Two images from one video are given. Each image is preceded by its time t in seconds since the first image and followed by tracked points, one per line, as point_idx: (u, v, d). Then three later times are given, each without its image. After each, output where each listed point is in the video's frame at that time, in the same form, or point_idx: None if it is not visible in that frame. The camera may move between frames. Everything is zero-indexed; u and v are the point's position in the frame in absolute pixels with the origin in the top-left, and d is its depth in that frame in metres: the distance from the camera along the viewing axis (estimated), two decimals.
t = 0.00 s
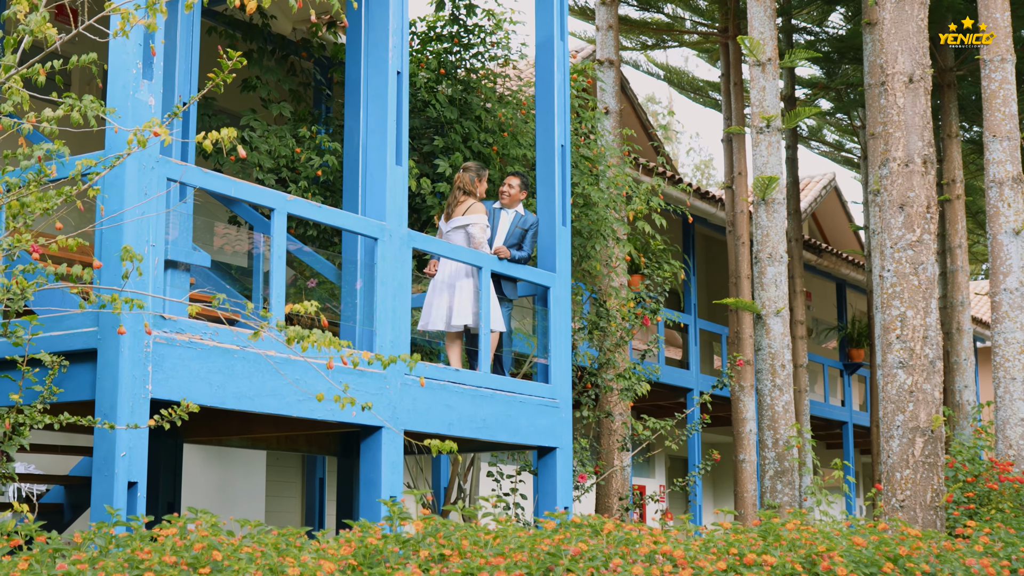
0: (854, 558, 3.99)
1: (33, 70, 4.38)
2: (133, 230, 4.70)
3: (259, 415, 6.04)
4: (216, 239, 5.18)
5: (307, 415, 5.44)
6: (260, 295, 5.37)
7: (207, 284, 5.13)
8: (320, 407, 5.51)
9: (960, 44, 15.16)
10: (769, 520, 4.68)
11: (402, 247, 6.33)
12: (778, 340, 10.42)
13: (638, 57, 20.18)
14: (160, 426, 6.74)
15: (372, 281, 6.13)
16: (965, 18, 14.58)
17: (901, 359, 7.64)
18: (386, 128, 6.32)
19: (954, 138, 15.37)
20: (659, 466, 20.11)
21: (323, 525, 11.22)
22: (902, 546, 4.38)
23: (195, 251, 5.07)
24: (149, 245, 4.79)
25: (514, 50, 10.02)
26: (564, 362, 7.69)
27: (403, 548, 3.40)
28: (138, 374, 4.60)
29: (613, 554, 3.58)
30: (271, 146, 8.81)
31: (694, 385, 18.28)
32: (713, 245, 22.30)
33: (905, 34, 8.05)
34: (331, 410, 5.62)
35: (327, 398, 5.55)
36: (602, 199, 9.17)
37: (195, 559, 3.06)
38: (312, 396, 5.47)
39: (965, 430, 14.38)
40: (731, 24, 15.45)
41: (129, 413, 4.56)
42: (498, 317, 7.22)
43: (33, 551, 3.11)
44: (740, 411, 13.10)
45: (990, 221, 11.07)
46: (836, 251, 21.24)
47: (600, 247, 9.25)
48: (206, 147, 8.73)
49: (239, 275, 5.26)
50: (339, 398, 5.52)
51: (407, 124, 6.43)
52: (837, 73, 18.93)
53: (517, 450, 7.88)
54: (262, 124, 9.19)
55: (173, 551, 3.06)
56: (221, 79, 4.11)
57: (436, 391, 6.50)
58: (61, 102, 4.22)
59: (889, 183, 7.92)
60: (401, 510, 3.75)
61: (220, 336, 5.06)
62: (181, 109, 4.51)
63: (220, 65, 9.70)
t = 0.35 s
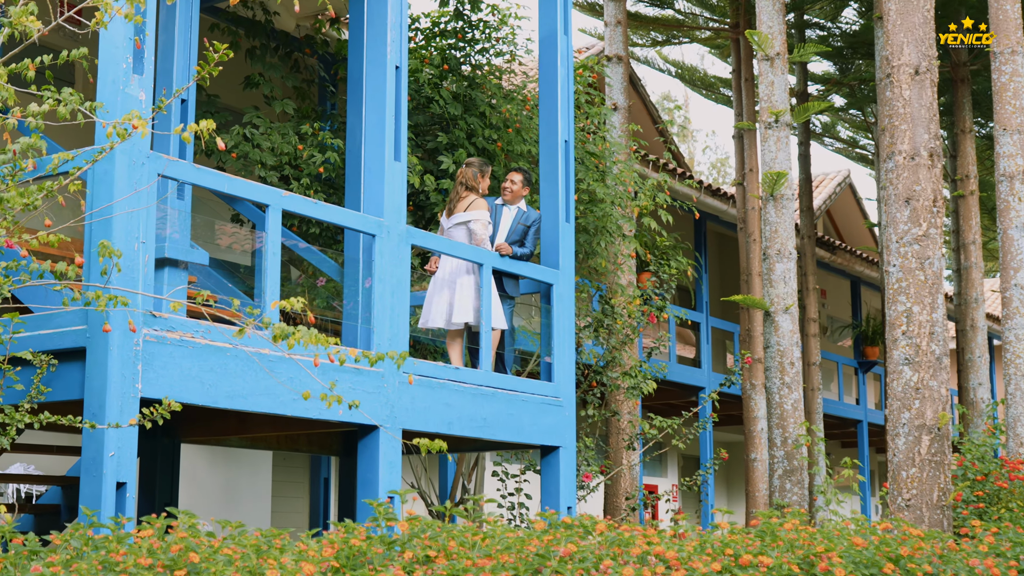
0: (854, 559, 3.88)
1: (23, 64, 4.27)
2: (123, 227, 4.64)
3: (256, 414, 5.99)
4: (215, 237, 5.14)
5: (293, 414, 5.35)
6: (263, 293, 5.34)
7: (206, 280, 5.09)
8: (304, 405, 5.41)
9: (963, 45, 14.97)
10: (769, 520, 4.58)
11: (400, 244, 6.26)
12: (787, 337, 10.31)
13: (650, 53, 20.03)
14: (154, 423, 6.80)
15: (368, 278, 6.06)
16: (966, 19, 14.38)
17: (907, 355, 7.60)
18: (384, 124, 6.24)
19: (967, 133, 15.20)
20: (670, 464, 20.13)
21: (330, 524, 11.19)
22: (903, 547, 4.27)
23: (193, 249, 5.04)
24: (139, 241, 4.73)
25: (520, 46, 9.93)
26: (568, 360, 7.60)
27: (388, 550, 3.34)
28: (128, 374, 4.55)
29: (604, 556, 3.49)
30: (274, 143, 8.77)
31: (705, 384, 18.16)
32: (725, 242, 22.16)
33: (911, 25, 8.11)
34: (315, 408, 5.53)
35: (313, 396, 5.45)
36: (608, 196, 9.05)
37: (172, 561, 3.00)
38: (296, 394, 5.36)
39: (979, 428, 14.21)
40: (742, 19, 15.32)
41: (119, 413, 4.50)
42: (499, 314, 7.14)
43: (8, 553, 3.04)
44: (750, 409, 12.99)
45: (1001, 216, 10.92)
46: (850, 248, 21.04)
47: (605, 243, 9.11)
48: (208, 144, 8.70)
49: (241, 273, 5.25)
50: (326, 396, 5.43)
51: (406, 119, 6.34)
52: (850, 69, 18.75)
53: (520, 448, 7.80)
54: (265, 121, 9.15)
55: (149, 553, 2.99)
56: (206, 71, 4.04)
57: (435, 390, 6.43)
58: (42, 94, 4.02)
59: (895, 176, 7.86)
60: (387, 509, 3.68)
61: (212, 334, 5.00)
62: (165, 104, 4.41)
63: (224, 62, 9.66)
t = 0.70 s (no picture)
0: (853, 559, 3.82)
1: (12, 60, 4.22)
2: (117, 223, 4.63)
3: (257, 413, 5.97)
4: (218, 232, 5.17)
5: (285, 411, 5.28)
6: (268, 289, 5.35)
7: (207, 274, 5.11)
8: (293, 402, 5.33)
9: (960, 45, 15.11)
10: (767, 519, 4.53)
11: (401, 240, 6.22)
12: (799, 334, 10.20)
13: (665, 49, 19.88)
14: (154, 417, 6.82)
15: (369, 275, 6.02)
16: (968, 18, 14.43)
17: (914, 350, 7.68)
18: (384, 118, 6.19)
19: (984, 128, 15.04)
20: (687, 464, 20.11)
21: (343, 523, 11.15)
22: (902, 546, 4.25)
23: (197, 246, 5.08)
24: (133, 237, 4.71)
25: (529, 41, 9.85)
26: (574, 357, 7.52)
27: (372, 549, 3.30)
28: (121, 371, 4.52)
29: (594, 555, 3.44)
30: (281, 140, 8.75)
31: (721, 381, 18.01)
32: (741, 239, 22.00)
33: (917, 14, 8.07)
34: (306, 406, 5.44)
35: (301, 393, 5.36)
36: (615, 191, 8.91)
37: (151, 561, 2.97)
38: (282, 390, 5.27)
39: (998, 426, 14.04)
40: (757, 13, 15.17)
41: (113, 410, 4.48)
42: (504, 311, 7.07)
43: None
44: (765, 407, 12.86)
45: (1015, 210, 10.78)
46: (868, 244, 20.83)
47: (614, 239, 8.99)
48: (215, 142, 8.68)
49: (247, 270, 5.28)
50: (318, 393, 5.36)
51: (406, 114, 6.29)
52: (866, 64, 18.56)
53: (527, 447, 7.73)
54: (273, 118, 9.11)
55: (128, 553, 2.96)
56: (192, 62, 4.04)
57: (438, 388, 6.38)
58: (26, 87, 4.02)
59: (902, 168, 7.98)
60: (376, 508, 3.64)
61: (207, 332, 4.96)
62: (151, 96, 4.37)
63: (231, 58, 9.62)
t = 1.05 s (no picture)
0: (849, 558, 3.92)
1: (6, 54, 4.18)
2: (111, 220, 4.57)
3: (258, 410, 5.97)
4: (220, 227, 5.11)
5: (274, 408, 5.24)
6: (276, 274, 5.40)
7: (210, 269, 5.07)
8: (282, 399, 5.28)
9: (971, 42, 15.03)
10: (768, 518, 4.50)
11: (404, 236, 6.18)
12: (812, 331, 10.11)
13: (682, 44, 19.73)
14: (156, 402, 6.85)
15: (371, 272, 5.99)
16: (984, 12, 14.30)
17: (923, 346, 7.82)
18: (386, 111, 6.13)
19: (1003, 122, 14.87)
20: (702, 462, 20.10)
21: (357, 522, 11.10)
22: (904, 547, 4.38)
23: (199, 244, 5.00)
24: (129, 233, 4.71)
25: (539, 35, 9.77)
26: (582, 354, 7.44)
27: (358, 549, 3.27)
28: (115, 366, 4.49)
29: (585, 555, 3.38)
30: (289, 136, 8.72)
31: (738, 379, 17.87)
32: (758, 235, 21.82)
33: (926, 4, 8.24)
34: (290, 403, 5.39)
35: (290, 389, 5.32)
36: (624, 186, 8.79)
37: (129, 560, 3.02)
38: (272, 386, 5.25)
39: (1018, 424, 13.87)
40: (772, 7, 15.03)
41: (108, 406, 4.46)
42: (510, 307, 7.00)
43: None
44: (781, 405, 12.73)
45: None
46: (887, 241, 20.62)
47: (623, 235, 8.85)
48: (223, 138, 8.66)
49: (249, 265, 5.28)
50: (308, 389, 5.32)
51: (409, 107, 6.24)
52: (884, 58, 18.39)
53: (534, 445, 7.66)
54: (281, 114, 9.08)
55: (103, 554, 2.98)
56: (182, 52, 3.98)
57: (442, 385, 6.32)
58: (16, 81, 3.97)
59: (910, 161, 8.15)
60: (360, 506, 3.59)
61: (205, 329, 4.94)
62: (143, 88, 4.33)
63: (239, 54, 9.59)
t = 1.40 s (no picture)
0: (851, 556, 4.05)
1: None
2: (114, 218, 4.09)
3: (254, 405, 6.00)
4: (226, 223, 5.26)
5: (256, 402, 5.25)
6: (284, 274, 5.55)
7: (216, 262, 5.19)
8: (265, 393, 5.30)
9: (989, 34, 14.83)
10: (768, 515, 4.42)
11: (404, 230, 6.06)
12: (825, 326, 9.98)
13: (696, 39, 19.54)
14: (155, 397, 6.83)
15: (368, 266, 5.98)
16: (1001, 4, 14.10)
17: (932, 339, 7.69)
18: (386, 103, 5.98)
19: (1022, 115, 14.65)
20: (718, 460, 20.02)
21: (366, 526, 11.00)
22: (909, 546, 4.43)
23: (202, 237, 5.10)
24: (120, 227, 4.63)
25: (547, 28, 9.63)
26: (588, 351, 7.33)
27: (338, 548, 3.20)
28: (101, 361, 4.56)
29: (575, 553, 3.29)
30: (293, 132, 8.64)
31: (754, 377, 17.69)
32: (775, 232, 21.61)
33: None
34: (273, 397, 5.40)
35: (274, 384, 5.33)
36: (632, 180, 8.63)
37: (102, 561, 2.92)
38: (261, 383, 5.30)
39: None
40: None
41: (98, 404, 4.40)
42: (513, 303, 6.90)
43: None
44: (796, 402, 12.56)
45: None
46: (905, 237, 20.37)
47: (632, 229, 8.70)
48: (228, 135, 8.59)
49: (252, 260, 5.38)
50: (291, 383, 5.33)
51: (409, 99, 6.10)
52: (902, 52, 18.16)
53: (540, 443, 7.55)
54: (287, 109, 8.99)
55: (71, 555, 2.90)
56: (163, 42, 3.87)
57: (442, 381, 6.23)
58: None
59: (919, 150, 8.02)
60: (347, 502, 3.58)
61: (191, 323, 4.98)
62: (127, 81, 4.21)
63: (245, 50, 9.51)
